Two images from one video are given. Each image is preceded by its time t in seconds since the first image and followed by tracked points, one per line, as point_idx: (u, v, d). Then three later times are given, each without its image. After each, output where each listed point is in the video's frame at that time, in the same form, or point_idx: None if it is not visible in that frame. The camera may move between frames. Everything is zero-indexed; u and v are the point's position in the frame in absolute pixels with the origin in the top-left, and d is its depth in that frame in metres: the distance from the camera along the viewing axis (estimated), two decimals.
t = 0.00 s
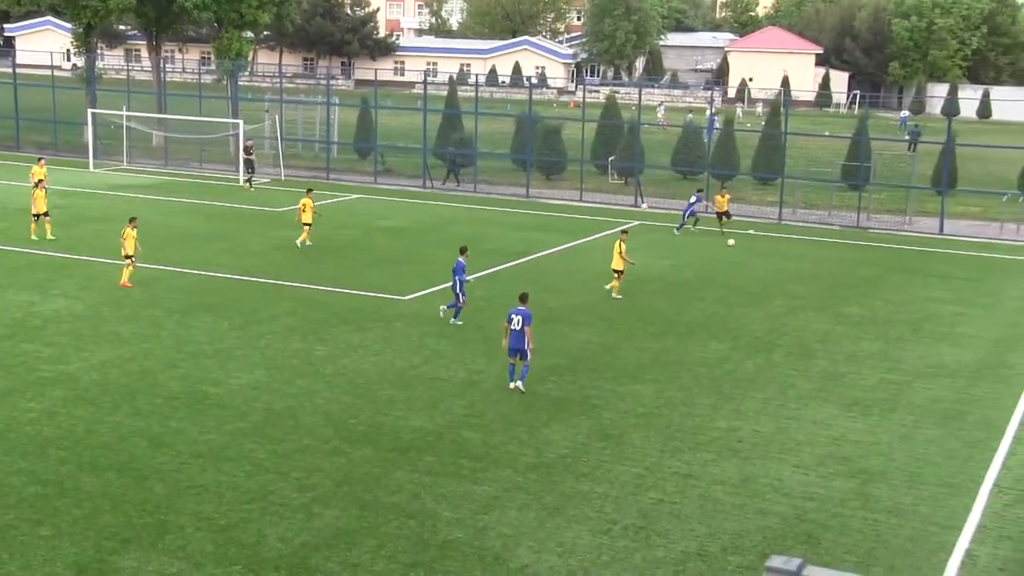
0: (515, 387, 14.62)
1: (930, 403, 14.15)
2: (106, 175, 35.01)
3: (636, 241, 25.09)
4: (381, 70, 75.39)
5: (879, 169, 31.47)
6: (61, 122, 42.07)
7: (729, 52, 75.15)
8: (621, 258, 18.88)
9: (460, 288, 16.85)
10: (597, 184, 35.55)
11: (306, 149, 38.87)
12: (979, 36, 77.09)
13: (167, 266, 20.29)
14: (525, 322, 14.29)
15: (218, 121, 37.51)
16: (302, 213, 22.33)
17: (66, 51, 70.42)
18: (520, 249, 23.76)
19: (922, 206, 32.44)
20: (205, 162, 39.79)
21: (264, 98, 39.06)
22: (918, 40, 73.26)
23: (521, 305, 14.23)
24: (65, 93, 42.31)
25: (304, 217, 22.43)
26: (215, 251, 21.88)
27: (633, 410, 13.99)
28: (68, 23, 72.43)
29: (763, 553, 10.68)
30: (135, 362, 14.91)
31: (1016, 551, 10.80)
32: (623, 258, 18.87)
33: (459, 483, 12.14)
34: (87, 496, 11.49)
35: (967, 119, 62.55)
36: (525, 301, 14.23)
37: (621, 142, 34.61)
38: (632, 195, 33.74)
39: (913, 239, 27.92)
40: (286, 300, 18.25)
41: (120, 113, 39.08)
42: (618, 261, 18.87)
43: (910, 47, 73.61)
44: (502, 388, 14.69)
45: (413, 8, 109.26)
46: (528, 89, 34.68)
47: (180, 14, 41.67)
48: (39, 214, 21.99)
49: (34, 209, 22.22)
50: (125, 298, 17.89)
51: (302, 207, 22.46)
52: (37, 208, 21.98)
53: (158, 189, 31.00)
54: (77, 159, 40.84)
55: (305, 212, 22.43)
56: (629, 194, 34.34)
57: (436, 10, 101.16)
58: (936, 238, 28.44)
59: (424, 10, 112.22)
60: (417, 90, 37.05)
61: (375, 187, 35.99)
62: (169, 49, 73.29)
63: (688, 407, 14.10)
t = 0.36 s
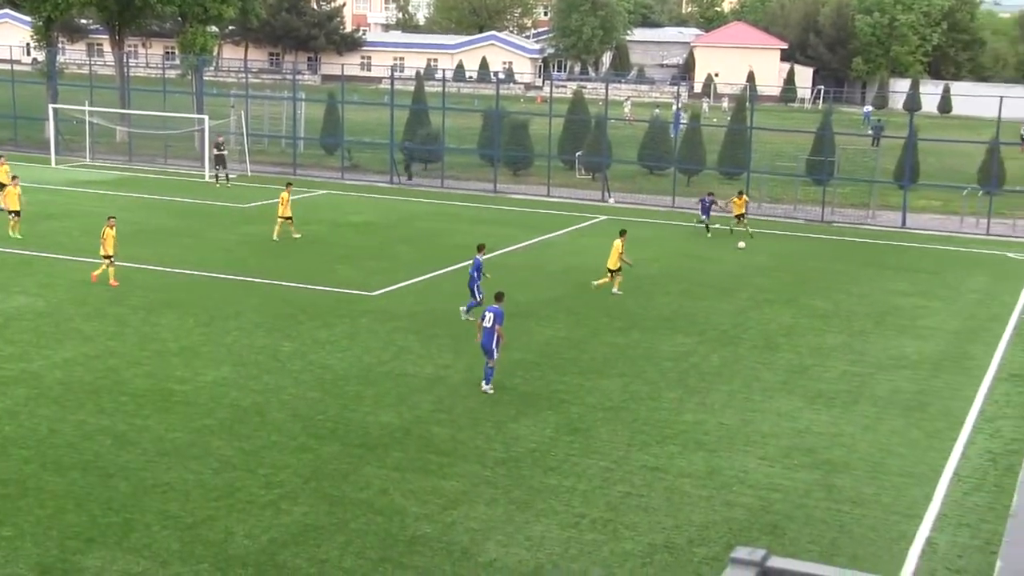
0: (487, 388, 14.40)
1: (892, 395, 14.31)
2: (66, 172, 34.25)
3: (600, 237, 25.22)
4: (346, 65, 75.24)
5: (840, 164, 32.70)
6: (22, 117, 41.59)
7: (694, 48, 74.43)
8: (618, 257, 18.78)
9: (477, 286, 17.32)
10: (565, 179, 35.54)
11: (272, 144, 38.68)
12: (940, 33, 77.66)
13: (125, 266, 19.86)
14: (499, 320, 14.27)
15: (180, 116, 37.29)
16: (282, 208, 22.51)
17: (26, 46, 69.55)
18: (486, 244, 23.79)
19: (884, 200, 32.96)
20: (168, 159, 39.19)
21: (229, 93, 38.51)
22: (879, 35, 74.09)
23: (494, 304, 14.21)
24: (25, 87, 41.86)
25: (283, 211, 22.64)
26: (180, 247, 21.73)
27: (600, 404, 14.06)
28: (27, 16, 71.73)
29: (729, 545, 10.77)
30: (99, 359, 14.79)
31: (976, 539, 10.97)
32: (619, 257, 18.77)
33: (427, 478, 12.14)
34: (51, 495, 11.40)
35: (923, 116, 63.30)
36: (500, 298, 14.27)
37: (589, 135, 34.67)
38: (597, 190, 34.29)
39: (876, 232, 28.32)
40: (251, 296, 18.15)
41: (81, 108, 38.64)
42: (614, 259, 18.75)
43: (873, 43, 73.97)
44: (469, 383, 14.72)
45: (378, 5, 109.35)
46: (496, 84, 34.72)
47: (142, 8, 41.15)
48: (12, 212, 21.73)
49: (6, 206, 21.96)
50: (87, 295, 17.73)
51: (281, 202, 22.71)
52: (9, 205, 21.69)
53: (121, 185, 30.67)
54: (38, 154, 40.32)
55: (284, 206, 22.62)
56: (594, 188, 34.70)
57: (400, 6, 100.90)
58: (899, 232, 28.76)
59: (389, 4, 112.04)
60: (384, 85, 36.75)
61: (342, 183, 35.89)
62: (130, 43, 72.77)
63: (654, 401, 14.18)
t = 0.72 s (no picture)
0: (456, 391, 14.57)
1: (837, 381, 14.99)
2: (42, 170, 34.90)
3: (560, 233, 25.98)
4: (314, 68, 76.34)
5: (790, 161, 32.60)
6: None
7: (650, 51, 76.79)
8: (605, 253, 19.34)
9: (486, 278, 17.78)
10: (524, 176, 36.83)
11: (241, 144, 39.31)
12: (879, 37, 79.15)
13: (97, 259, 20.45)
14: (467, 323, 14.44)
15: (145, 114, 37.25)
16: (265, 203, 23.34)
17: None
18: (452, 241, 24.43)
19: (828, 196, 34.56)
20: (143, 157, 39.82)
21: (200, 93, 39.27)
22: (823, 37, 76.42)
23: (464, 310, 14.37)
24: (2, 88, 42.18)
25: (268, 206, 23.39)
26: (153, 243, 22.17)
27: (560, 392, 14.67)
28: None
29: (682, 525, 11.35)
30: (76, 352, 15.24)
31: (914, 517, 11.60)
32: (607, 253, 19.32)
33: (393, 464, 12.69)
34: (30, 483, 11.86)
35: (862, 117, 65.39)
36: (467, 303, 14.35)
37: (545, 134, 36.28)
38: (552, 185, 35.72)
39: (818, 226, 29.26)
40: (223, 290, 18.64)
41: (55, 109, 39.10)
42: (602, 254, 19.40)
43: (817, 46, 76.77)
44: (434, 373, 15.31)
45: (343, 7, 110.30)
46: (458, 86, 35.73)
47: (114, 11, 41.54)
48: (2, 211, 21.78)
49: None
50: (63, 290, 18.16)
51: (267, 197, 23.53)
52: None
53: (95, 184, 30.96)
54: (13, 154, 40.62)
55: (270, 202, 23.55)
56: (552, 184, 36.00)
57: (364, 8, 101.91)
58: (841, 225, 29.60)
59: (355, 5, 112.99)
60: (349, 86, 38.15)
61: (309, 180, 36.34)
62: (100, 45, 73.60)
63: (611, 389, 14.81)
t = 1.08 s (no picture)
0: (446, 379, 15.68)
1: (794, 364, 16.48)
2: (67, 174, 37.60)
3: (547, 230, 27.70)
4: (318, 80, 79.39)
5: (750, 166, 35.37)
6: (34, 125, 44.70)
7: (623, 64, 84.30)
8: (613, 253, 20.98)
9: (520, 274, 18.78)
10: (510, 178, 40.17)
11: (251, 150, 42.29)
12: (831, 51, 86.89)
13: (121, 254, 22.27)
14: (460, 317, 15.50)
15: (164, 123, 39.92)
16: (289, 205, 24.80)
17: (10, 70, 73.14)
18: (444, 236, 25.96)
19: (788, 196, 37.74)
20: (164, 161, 42.84)
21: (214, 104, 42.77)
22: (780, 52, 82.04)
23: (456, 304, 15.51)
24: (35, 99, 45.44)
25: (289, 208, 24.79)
26: (167, 240, 23.68)
27: (544, 376, 16.09)
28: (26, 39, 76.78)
29: (655, 496, 12.62)
30: (102, 338, 16.67)
31: (865, 487, 12.90)
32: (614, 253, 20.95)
33: (392, 441, 14.02)
34: (63, 458, 13.17)
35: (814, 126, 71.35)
36: (458, 297, 15.43)
37: (528, 140, 39.56)
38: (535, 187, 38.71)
39: (781, 224, 31.45)
40: (234, 281, 20.09)
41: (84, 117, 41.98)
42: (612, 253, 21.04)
43: (775, 60, 83.10)
44: (429, 357, 16.74)
45: (345, 22, 115.27)
46: (449, 97, 38.87)
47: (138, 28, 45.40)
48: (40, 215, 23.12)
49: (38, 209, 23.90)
50: (87, 282, 19.64)
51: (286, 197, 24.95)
52: (42, 209, 23.66)
53: (120, 187, 33.44)
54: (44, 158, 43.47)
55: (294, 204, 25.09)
56: (535, 185, 39.12)
57: (364, 24, 105.41)
58: (797, 225, 31.55)
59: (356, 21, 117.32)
60: (350, 96, 41.70)
61: (314, 182, 39.17)
62: (121, 60, 76.94)
63: (590, 372, 16.25)
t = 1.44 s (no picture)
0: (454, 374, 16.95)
1: (766, 351, 18.13)
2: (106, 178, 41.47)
3: (545, 227, 29.50)
4: (334, 93, 82.53)
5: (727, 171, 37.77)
6: (76, 134, 49.36)
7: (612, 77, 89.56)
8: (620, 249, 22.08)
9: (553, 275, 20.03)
10: (508, 181, 41.85)
11: (273, 155, 45.89)
12: (800, 68, 90.80)
13: (156, 254, 24.29)
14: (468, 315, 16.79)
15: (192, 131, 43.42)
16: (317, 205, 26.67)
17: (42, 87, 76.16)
18: (447, 233, 27.53)
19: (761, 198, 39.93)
20: (193, 166, 46.99)
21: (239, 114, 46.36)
22: (755, 67, 87.46)
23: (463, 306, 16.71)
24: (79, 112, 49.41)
25: (319, 209, 26.61)
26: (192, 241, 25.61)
27: (539, 361, 17.63)
28: (76, 56, 82.34)
29: (640, 471, 13.95)
30: (138, 330, 18.47)
31: (831, 461, 14.16)
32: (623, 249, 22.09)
33: (401, 422, 15.43)
34: (103, 436, 14.61)
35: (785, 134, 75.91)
36: (465, 297, 16.72)
37: (523, 148, 41.19)
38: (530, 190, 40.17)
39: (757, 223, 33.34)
40: (255, 279, 21.87)
41: (119, 126, 45.96)
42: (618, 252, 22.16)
43: (750, 74, 87.76)
44: (435, 345, 18.29)
45: (357, 42, 120.02)
46: (455, 106, 40.84)
47: (170, 46, 49.20)
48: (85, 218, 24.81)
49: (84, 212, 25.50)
50: (122, 281, 21.58)
51: (316, 200, 26.78)
52: (87, 211, 25.25)
53: (158, 190, 36.78)
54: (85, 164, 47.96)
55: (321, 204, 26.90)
56: (531, 188, 40.47)
57: (376, 41, 109.20)
58: (774, 223, 33.73)
59: (366, 40, 121.32)
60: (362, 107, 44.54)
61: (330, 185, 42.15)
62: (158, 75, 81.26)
63: (582, 359, 17.74)
